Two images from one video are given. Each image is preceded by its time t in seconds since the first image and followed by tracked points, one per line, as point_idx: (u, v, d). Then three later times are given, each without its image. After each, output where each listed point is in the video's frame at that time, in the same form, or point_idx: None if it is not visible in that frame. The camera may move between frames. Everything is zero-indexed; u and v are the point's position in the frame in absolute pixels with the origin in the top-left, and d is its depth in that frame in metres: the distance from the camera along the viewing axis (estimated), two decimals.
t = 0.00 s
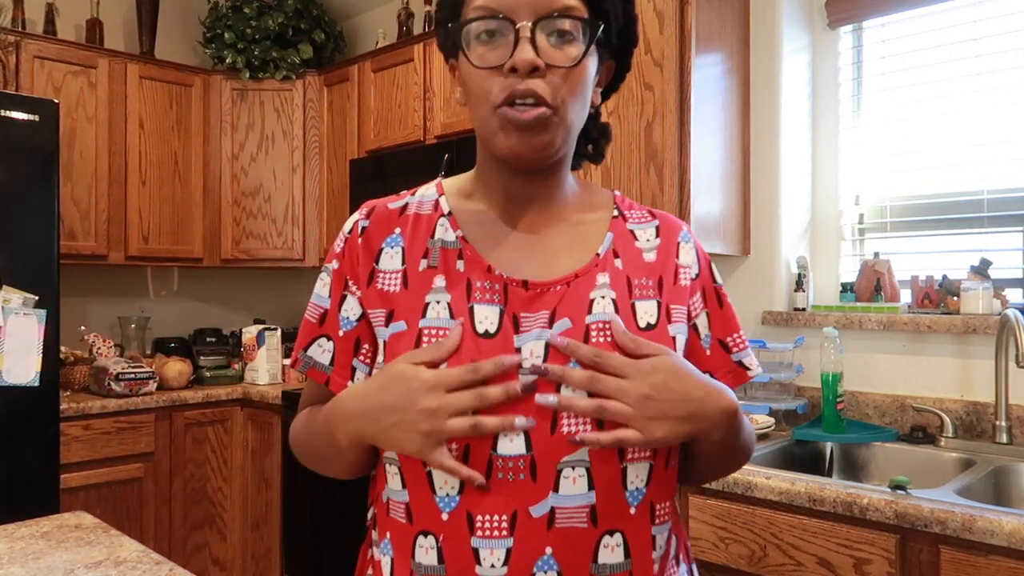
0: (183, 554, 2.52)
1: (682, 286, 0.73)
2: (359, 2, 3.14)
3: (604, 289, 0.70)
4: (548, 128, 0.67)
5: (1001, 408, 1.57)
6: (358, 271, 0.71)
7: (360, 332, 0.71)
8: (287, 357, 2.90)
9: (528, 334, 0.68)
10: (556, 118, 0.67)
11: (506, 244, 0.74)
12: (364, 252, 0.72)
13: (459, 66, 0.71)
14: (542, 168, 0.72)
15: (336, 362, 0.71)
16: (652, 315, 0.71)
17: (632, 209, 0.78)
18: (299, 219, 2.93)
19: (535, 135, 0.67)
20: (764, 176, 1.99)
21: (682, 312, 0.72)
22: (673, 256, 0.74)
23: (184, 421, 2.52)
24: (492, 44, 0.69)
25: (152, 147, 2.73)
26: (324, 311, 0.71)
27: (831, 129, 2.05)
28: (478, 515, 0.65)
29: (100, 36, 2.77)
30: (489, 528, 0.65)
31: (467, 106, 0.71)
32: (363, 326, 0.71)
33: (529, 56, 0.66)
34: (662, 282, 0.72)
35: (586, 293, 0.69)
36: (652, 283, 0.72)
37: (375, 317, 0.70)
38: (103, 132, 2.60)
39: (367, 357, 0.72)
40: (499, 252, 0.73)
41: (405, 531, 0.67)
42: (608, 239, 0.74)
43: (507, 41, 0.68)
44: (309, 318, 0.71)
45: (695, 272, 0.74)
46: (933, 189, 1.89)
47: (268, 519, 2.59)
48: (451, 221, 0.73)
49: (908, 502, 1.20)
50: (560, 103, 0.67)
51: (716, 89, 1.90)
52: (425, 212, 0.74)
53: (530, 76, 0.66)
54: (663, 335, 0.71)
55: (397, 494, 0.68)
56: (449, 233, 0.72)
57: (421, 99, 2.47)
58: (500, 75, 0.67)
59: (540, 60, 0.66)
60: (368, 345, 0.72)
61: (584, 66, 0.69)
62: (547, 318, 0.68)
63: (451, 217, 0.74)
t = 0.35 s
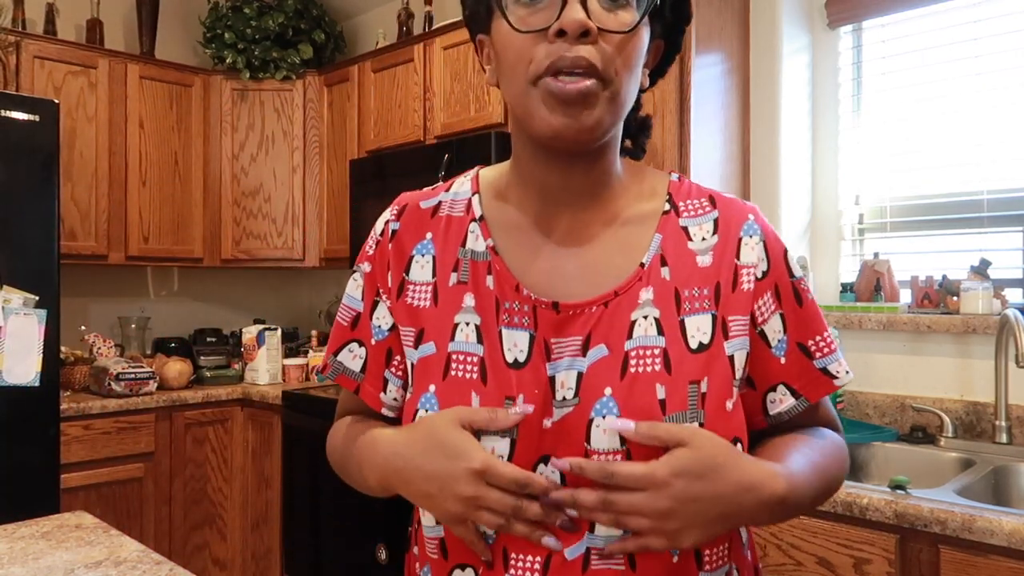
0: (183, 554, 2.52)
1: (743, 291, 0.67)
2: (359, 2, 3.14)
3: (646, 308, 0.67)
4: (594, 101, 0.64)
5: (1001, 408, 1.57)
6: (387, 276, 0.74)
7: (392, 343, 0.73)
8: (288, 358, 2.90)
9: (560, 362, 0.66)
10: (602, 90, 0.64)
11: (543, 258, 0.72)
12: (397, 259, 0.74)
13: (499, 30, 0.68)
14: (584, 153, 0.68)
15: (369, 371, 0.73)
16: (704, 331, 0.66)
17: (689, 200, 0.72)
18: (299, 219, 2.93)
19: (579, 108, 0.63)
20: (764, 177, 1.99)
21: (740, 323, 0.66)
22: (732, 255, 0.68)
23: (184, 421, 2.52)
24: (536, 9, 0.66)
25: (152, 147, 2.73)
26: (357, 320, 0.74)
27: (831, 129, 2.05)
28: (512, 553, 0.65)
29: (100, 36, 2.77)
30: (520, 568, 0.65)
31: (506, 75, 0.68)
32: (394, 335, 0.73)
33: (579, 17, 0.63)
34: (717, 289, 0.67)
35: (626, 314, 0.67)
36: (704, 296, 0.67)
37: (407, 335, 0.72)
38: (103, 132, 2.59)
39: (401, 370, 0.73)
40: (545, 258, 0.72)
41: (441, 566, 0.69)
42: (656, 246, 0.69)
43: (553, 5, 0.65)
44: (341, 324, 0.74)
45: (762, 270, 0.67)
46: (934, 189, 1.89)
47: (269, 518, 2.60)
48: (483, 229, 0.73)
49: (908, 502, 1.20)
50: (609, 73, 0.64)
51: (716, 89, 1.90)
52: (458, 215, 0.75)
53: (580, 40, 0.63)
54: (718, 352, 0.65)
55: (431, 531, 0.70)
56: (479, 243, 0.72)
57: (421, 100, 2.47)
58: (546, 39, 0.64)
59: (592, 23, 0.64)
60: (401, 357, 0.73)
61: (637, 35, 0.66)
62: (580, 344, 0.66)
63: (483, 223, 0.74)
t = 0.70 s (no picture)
0: (183, 554, 2.53)
1: (765, 301, 0.63)
2: (359, 3, 3.14)
3: (651, 317, 0.65)
4: (612, 91, 0.62)
5: (1001, 408, 1.57)
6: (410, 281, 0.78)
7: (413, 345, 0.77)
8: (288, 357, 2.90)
9: (557, 371, 0.65)
10: (621, 80, 0.62)
11: (565, 262, 0.71)
12: (421, 257, 0.77)
13: (515, 21, 0.68)
14: (603, 146, 0.66)
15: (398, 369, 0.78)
16: (717, 342, 0.63)
17: (714, 201, 0.69)
18: (299, 219, 2.93)
19: (596, 94, 0.62)
20: (764, 177, 1.99)
21: (757, 335, 0.63)
22: (753, 259, 0.64)
23: (184, 420, 2.52)
24: None
25: (152, 147, 2.73)
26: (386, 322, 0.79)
27: (831, 129, 2.05)
28: (501, 560, 0.66)
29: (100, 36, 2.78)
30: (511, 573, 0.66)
31: (521, 65, 0.67)
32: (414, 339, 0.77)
33: (598, 5, 0.63)
34: (734, 297, 0.64)
35: (629, 323, 0.65)
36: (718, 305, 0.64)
37: (420, 338, 0.74)
38: (103, 132, 2.59)
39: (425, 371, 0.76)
40: (558, 263, 0.71)
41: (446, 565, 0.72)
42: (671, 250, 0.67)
43: None
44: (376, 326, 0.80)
45: (789, 279, 0.63)
46: (934, 189, 1.89)
47: (269, 518, 2.60)
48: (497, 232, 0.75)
49: (908, 502, 1.20)
50: (628, 62, 0.62)
51: (716, 89, 1.90)
52: (477, 219, 0.77)
53: (599, 27, 0.62)
54: (731, 366, 0.63)
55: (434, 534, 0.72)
56: (492, 245, 0.74)
57: (421, 100, 2.48)
58: (563, 27, 0.64)
59: (611, 12, 0.63)
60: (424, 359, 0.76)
61: (658, 28, 0.65)
62: (580, 353, 0.65)
63: (497, 227, 0.75)
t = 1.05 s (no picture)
0: (182, 554, 2.53)
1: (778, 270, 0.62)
2: (359, 3, 3.14)
3: (656, 285, 0.65)
4: (634, 100, 0.66)
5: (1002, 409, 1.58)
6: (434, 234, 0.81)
7: (407, 300, 0.81)
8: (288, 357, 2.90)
9: (563, 328, 0.67)
10: (643, 89, 0.66)
11: (596, 244, 0.74)
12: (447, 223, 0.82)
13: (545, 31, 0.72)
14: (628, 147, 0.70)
15: (371, 297, 0.82)
16: (723, 310, 0.63)
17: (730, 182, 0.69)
18: (299, 220, 2.93)
19: (616, 104, 0.66)
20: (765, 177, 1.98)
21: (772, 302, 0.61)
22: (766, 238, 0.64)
23: (184, 420, 2.52)
24: (582, 10, 0.70)
25: (152, 147, 2.73)
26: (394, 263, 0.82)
27: (831, 129, 2.04)
28: (512, 523, 0.66)
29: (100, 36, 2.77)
30: (525, 535, 0.66)
31: (550, 74, 0.71)
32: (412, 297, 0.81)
33: (620, 18, 0.67)
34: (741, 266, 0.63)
35: (635, 289, 0.66)
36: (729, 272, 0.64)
37: (435, 312, 0.77)
38: (103, 132, 2.59)
39: (400, 325, 0.82)
40: (593, 248, 0.74)
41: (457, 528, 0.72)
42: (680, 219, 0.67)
43: (597, 6, 0.69)
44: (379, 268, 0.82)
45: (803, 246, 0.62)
46: (934, 189, 1.89)
47: (269, 518, 2.60)
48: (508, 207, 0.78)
49: (908, 502, 1.20)
50: (650, 72, 0.66)
51: (716, 89, 1.91)
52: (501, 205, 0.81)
53: (621, 38, 0.66)
54: (742, 329, 0.62)
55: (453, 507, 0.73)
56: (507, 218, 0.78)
57: (421, 99, 2.48)
58: (588, 38, 0.68)
59: (632, 24, 0.66)
60: (403, 315, 0.81)
61: (679, 36, 0.68)
62: (585, 313, 0.67)
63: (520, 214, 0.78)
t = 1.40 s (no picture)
0: (182, 554, 2.53)
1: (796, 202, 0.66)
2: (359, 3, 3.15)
3: (705, 187, 0.69)
4: (653, 120, 0.70)
5: (1000, 409, 1.58)
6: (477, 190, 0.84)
7: (449, 239, 0.80)
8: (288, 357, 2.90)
9: (616, 221, 0.71)
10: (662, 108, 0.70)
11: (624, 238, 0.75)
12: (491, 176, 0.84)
13: (569, 55, 0.75)
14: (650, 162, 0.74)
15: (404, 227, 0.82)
16: (761, 222, 0.66)
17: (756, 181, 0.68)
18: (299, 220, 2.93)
19: (641, 126, 0.71)
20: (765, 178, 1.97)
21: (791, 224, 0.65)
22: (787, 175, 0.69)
23: (184, 421, 2.52)
24: (602, 36, 0.72)
25: (151, 147, 2.73)
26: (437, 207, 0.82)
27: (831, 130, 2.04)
28: (527, 492, 0.66)
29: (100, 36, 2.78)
30: (552, 403, 0.66)
31: (575, 96, 0.75)
32: (455, 238, 0.80)
33: (640, 45, 0.69)
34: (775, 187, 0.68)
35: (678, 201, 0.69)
36: (764, 248, 0.65)
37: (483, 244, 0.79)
38: (103, 132, 2.59)
39: (435, 259, 0.80)
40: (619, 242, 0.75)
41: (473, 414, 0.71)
42: (713, 201, 0.68)
43: (616, 33, 0.71)
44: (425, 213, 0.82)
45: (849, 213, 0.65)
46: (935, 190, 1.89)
47: (269, 518, 2.60)
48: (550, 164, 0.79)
49: (908, 502, 1.20)
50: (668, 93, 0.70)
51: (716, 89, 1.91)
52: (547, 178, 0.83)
53: (640, 63, 0.69)
54: (777, 243, 0.65)
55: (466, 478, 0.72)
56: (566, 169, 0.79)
57: (421, 100, 2.48)
58: (610, 65, 0.71)
59: (651, 49, 0.69)
60: (442, 248, 0.80)
61: (696, 55, 0.70)
62: (640, 207, 0.70)
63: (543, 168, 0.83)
